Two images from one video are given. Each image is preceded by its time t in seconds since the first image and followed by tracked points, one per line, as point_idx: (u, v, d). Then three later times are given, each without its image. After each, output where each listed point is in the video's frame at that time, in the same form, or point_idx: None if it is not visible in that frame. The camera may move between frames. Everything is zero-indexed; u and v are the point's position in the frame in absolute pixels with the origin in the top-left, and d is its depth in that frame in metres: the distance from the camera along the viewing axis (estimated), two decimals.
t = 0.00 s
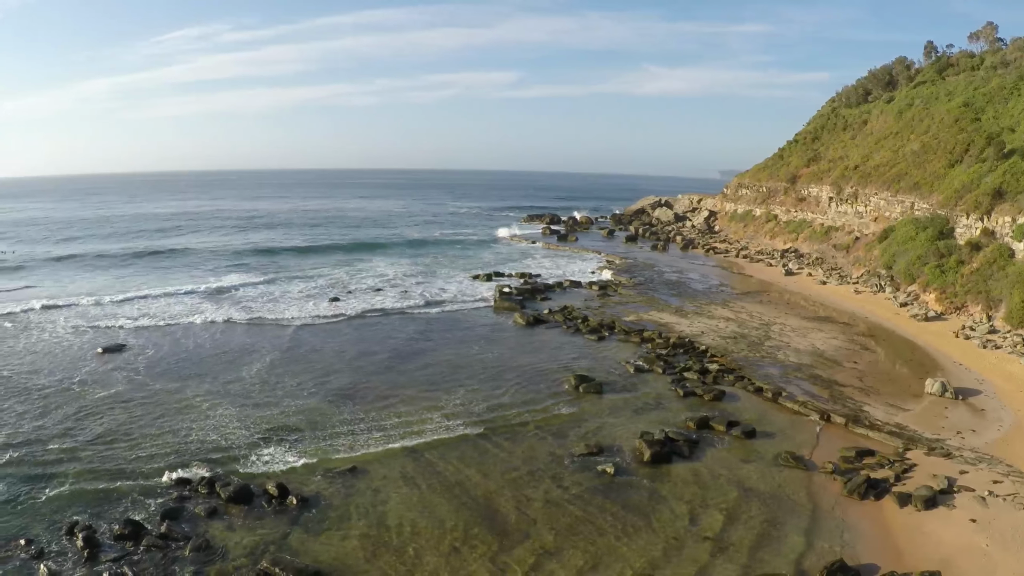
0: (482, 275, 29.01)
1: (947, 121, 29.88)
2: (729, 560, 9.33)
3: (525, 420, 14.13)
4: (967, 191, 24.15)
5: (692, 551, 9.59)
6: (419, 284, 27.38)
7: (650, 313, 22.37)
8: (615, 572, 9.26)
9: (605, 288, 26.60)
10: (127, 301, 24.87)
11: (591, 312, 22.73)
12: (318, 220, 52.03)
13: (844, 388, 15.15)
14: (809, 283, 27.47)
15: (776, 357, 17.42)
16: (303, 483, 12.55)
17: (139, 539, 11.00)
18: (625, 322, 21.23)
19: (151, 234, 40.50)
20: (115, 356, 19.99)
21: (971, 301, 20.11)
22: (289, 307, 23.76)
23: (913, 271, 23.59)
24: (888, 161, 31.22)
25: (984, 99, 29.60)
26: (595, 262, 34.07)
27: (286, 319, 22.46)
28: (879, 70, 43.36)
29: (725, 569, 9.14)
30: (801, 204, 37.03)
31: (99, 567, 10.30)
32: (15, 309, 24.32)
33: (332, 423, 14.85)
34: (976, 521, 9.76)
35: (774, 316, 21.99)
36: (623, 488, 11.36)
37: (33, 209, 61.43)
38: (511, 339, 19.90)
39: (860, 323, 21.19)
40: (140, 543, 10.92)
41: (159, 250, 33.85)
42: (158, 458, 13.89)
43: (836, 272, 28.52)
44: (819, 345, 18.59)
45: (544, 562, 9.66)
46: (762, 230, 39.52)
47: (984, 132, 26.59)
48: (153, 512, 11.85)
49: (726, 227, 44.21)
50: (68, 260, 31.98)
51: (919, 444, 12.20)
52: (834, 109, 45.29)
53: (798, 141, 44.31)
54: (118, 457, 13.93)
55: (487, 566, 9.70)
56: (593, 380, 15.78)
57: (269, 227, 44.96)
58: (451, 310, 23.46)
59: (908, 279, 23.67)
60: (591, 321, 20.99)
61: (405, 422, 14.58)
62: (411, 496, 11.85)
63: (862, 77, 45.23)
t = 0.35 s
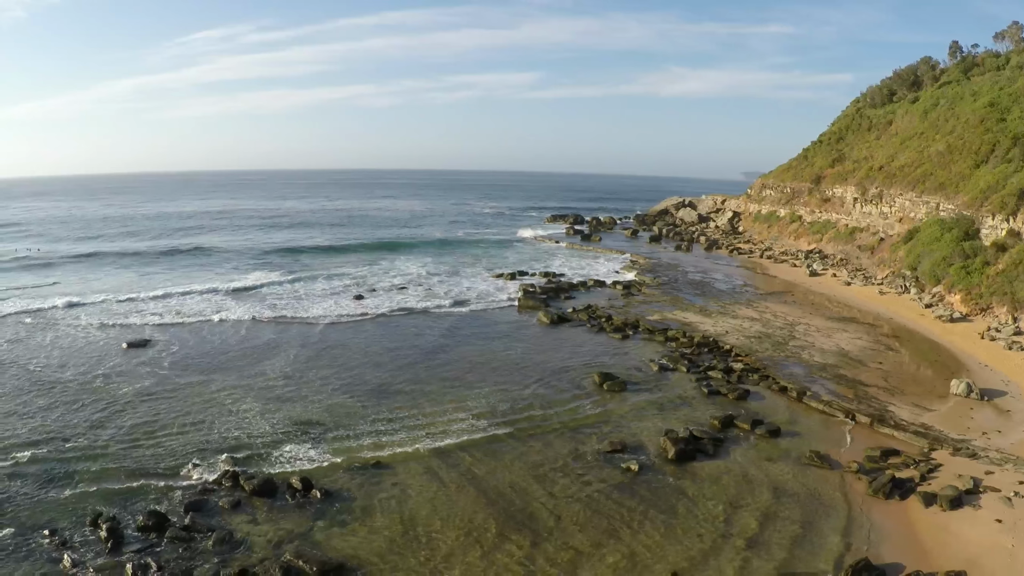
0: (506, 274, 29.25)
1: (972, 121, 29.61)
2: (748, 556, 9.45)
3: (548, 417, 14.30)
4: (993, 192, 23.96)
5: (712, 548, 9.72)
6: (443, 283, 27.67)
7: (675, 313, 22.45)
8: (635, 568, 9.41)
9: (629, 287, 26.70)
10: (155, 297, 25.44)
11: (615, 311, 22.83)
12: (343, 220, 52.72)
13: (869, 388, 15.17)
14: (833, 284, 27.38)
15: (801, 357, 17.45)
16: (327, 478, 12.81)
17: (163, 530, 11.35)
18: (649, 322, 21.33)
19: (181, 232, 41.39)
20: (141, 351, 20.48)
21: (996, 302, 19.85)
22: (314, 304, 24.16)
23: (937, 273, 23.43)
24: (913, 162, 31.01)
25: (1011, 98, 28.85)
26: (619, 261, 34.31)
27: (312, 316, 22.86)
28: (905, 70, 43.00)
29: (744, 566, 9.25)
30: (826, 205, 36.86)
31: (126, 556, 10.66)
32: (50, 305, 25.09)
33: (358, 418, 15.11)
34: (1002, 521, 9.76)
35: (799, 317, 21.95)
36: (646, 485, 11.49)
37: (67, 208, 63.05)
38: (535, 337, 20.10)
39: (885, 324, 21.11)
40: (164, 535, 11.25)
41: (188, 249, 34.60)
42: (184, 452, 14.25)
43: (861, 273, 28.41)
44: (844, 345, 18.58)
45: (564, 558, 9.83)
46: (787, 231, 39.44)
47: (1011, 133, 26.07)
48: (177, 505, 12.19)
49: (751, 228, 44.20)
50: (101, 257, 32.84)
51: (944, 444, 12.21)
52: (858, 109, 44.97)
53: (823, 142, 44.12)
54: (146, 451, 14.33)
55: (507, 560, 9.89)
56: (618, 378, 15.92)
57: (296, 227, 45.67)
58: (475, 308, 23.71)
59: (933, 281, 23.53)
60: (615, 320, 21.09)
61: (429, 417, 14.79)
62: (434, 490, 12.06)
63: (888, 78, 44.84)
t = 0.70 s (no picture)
0: (533, 274, 29.48)
1: (1001, 122, 29.30)
2: (771, 554, 9.56)
3: (575, 415, 14.49)
4: None
5: (736, 545, 9.84)
6: (469, 282, 27.95)
7: (702, 313, 22.50)
8: (657, 565, 9.54)
9: (656, 287, 26.76)
10: (185, 293, 26.02)
11: (642, 310, 22.96)
12: (370, 220, 53.37)
13: (896, 389, 15.16)
14: (860, 285, 27.28)
15: (828, 358, 17.46)
16: (354, 472, 13.09)
17: (189, 522, 11.70)
18: (676, 322, 21.41)
19: (213, 231, 42.29)
20: (168, 346, 20.98)
21: None
22: (343, 302, 24.59)
23: (965, 274, 23.24)
24: (941, 163, 30.75)
25: None
26: (646, 261, 34.65)
27: (341, 313, 23.26)
28: (933, 70, 42.55)
29: (766, 564, 9.36)
30: (853, 206, 36.63)
31: (153, 546, 11.01)
32: (87, 301, 25.89)
33: (386, 414, 15.41)
34: None
35: (826, 317, 21.93)
36: (671, 483, 11.62)
37: (103, 206, 64.80)
38: (562, 336, 20.27)
39: (913, 326, 21.00)
40: (190, 526, 11.58)
41: (219, 247, 35.35)
42: (211, 447, 14.62)
43: (888, 274, 28.24)
44: (872, 346, 18.54)
45: (587, 553, 10.01)
46: (813, 232, 39.29)
47: None
48: (204, 497, 12.55)
49: (778, 229, 44.11)
50: (135, 254, 33.72)
51: (973, 445, 12.20)
52: (885, 110, 44.58)
53: (850, 144, 43.85)
54: (175, 446, 14.73)
55: (529, 555, 10.10)
56: (645, 377, 16.05)
57: (324, 226, 46.42)
58: (502, 307, 23.93)
59: (960, 282, 23.35)
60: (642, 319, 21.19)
61: (458, 414, 15.03)
62: (459, 485, 12.29)
63: (916, 78, 44.38)
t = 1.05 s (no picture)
0: (560, 273, 29.67)
1: None
2: (796, 552, 9.66)
3: (603, 412, 14.66)
4: None
5: (762, 543, 9.95)
6: (497, 280, 28.22)
7: (730, 312, 22.53)
8: (679, 561, 9.67)
9: (683, 286, 26.81)
10: (216, 290, 26.63)
11: (671, 309, 23.05)
12: (396, 219, 53.98)
13: (927, 389, 15.12)
14: (889, 286, 27.12)
15: (857, 358, 17.45)
16: (383, 466, 13.37)
17: (215, 513, 12.02)
18: (704, 320, 21.50)
19: (243, 229, 43.12)
20: (197, 341, 21.49)
21: None
22: (373, 300, 24.99)
23: (996, 275, 22.98)
24: (971, 162, 30.43)
25: None
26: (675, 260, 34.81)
27: (371, 310, 23.65)
28: (963, 70, 41.99)
29: (791, 561, 9.46)
30: (881, 206, 36.37)
31: (183, 536, 11.34)
32: (122, 296, 26.65)
33: (417, 410, 15.70)
34: None
35: (855, 318, 21.85)
36: (699, 480, 11.75)
37: (136, 205, 66.45)
38: (590, 334, 20.47)
39: (943, 327, 20.84)
40: (218, 518, 11.91)
41: (249, 245, 36.06)
42: (241, 442, 14.99)
43: (917, 275, 28.02)
44: (901, 346, 18.47)
45: (612, 548, 10.19)
46: (842, 232, 39.16)
47: None
48: (231, 489, 12.89)
49: (806, 230, 44.02)
50: (168, 251, 34.57)
51: (1004, 446, 12.17)
52: (915, 110, 44.11)
53: (879, 144, 43.50)
54: (205, 440, 15.13)
55: (553, 549, 10.30)
56: (673, 375, 16.18)
57: (352, 225, 47.10)
58: (529, 305, 24.17)
59: (991, 283, 23.09)
60: (670, 318, 21.30)
61: (487, 410, 15.28)
62: (486, 480, 12.52)
63: (947, 77, 43.82)
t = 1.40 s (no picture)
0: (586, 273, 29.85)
1: None
2: (816, 551, 9.76)
3: (630, 411, 14.83)
4: None
5: (782, 541, 10.07)
6: (524, 279, 28.50)
7: (757, 312, 22.59)
8: (697, 559, 9.82)
9: (710, 286, 26.86)
10: (247, 287, 27.24)
11: (698, 309, 23.13)
12: (420, 219, 54.46)
13: (956, 391, 15.10)
14: (917, 288, 26.93)
15: (886, 359, 17.46)
16: (411, 461, 13.67)
17: (239, 507, 12.37)
18: (731, 320, 21.59)
19: (271, 228, 43.89)
20: (224, 336, 22.01)
21: None
22: (401, 298, 25.40)
23: None
24: (1000, 163, 30.10)
25: None
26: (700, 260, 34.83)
27: (401, 308, 24.05)
28: (993, 69, 41.39)
29: (813, 559, 9.57)
30: (909, 207, 36.14)
31: (208, 528, 11.68)
32: (154, 292, 27.39)
33: (447, 406, 16.00)
34: None
35: (883, 319, 21.79)
36: (725, 478, 11.88)
37: (166, 204, 67.89)
38: (616, 333, 20.65)
39: (972, 328, 20.70)
40: (243, 510, 12.26)
41: (277, 244, 36.72)
42: (268, 436, 15.38)
43: (945, 277, 27.81)
44: (929, 348, 18.41)
45: (632, 545, 10.36)
46: (869, 234, 39.06)
47: None
48: (256, 483, 13.26)
49: (833, 232, 43.96)
50: (199, 249, 35.37)
51: None
52: (943, 111, 43.66)
53: (907, 145, 43.13)
54: (235, 434, 15.55)
55: (574, 547, 10.49)
56: (701, 374, 16.32)
57: (380, 225, 47.76)
58: (555, 304, 24.41)
59: (1021, 285, 22.85)
60: (697, 318, 21.41)
61: (515, 407, 15.54)
62: (512, 476, 12.72)
63: (977, 77, 43.25)
